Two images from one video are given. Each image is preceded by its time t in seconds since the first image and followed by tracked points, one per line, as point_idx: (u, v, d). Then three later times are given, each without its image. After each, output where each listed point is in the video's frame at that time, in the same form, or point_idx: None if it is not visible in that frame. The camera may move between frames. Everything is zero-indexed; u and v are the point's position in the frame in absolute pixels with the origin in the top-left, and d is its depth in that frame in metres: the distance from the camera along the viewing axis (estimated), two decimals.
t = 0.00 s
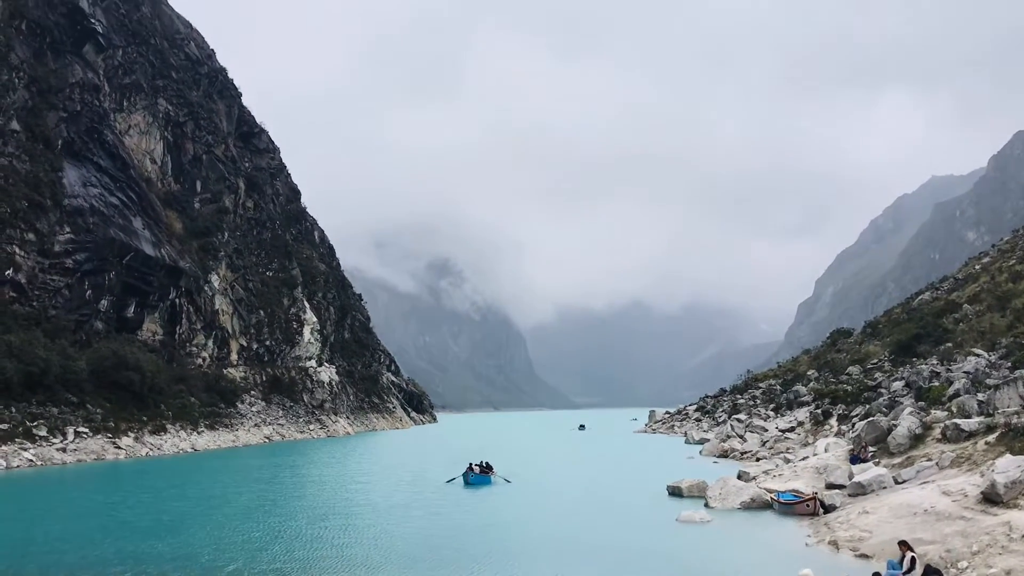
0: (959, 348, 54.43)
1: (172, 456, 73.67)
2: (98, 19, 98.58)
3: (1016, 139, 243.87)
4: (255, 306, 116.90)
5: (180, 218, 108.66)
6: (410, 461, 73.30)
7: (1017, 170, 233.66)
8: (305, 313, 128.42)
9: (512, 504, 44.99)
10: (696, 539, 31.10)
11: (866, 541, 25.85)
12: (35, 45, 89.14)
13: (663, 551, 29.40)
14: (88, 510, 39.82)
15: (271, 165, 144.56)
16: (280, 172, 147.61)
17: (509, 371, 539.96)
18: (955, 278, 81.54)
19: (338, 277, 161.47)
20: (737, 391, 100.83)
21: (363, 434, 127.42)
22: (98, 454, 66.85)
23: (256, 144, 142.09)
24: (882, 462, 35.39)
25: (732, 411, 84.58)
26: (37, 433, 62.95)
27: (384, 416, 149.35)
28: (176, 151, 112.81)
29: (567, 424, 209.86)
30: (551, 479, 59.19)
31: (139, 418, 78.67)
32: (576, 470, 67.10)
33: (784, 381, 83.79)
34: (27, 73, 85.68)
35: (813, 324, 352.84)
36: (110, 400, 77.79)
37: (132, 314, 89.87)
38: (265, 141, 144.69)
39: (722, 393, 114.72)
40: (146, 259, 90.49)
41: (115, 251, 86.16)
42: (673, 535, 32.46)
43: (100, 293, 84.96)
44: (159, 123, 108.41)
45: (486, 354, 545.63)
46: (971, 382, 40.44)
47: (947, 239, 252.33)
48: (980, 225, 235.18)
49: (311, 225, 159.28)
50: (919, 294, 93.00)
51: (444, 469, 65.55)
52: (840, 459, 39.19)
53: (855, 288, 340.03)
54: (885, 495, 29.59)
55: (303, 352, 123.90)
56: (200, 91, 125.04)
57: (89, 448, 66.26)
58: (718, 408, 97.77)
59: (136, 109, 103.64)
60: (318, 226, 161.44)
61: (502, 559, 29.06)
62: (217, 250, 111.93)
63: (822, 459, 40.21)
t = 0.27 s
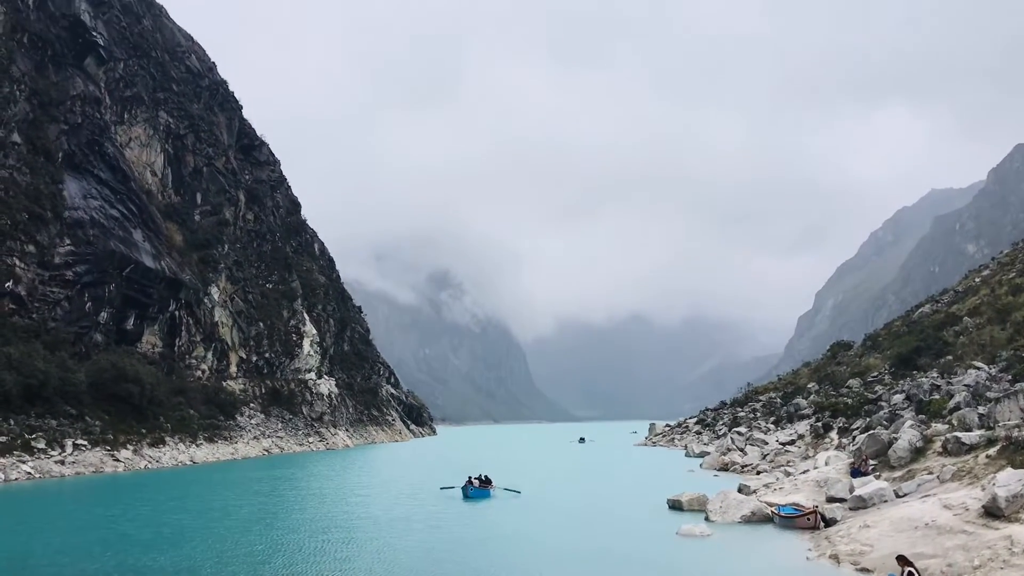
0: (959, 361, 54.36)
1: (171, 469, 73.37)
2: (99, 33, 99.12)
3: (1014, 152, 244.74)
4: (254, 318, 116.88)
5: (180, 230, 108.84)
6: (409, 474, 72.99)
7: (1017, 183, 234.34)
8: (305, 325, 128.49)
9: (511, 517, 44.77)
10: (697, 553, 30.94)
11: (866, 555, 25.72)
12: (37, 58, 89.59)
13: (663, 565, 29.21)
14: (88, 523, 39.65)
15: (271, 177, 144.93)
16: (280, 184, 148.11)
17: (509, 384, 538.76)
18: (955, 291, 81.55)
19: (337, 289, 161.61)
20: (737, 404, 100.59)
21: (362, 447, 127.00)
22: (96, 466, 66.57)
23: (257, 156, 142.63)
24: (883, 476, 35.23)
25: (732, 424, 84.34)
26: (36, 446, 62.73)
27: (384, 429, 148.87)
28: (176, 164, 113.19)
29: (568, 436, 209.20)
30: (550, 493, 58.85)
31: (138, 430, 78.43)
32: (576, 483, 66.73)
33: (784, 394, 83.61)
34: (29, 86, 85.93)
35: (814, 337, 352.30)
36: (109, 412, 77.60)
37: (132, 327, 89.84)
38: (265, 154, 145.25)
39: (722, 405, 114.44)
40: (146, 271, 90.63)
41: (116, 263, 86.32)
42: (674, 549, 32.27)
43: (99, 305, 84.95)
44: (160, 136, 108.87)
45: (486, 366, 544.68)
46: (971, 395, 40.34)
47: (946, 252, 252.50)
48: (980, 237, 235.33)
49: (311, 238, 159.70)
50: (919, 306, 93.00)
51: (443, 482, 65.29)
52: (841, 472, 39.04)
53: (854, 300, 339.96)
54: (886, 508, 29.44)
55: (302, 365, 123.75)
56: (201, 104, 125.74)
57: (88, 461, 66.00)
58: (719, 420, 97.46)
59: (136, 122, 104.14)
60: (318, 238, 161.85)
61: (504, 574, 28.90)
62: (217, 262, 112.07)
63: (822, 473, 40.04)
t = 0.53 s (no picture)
0: (957, 373, 54.35)
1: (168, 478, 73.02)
2: (99, 41, 99.35)
3: (1012, 164, 245.81)
4: (252, 327, 116.74)
5: (178, 239, 108.81)
6: (407, 484, 72.71)
7: (1015, 195, 235.15)
8: (303, 334, 128.42)
9: (509, 528, 44.59)
10: (695, 564, 30.80)
11: (864, 567, 25.61)
12: (37, 67, 89.75)
13: None
14: (86, 532, 39.49)
15: (270, 186, 145.05)
16: (279, 193, 148.29)
17: (507, 394, 537.72)
18: (952, 302, 81.68)
19: (335, 298, 161.53)
20: (735, 415, 100.45)
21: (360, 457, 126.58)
22: (93, 476, 66.25)
23: (255, 165, 142.88)
24: (882, 488, 35.13)
25: (730, 435, 84.17)
26: (32, 455, 62.49)
27: (381, 439, 148.38)
28: (175, 173, 113.31)
29: (566, 446, 208.55)
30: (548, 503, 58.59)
31: (135, 440, 78.14)
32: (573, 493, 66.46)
33: (782, 405, 83.52)
34: (28, 94, 86.08)
35: (812, 348, 352.20)
36: (105, 422, 77.35)
37: (129, 335, 89.68)
38: (264, 163, 145.50)
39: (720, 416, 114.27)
40: (144, 279, 90.57)
41: (114, 271, 86.28)
42: (673, 561, 32.14)
43: (97, 314, 84.83)
44: (159, 145, 109.04)
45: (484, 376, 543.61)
46: (970, 407, 40.33)
47: (944, 263, 252.97)
48: (978, 249, 235.81)
49: (310, 247, 159.86)
50: (917, 317, 93.12)
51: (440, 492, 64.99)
52: (839, 483, 38.95)
53: (853, 312, 340.22)
54: (885, 520, 29.36)
55: (300, 374, 123.49)
56: (200, 113, 126.08)
57: (84, 470, 65.71)
58: (717, 431, 97.27)
59: (136, 130, 104.36)
60: (316, 248, 162.01)
61: None
62: (215, 271, 112.03)
63: (820, 484, 39.94)
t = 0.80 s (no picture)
0: (955, 382, 54.32)
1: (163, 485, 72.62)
2: (98, 47, 99.55)
3: (1009, 174, 246.88)
4: (249, 333, 116.52)
5: (176, 245, 108.69)
6: (403, 492, 72.41)
7: (1012, 204, 235.95)
8: (300, 341, 128.24)
9: (505, 536, 44.36)
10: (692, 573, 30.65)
11: None
12: (35, 72, 89.74)
13: None
14: (83, 539, 39.28)
15: (268, 193, 144.99)
16: (277, 200, 148.31)
17: (504, 401, 536.70)
18: (950, 311, 81.80)
19: (332, 305, 161.35)
20: (733, 424, 100.31)
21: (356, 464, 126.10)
22: (88, 482, 65.88)
23: (253, 172, 142.92)
24: (879, 497, 35.05)
25: (728, 444, 83.99)
26: (28, 461, 62.18)
27: (378, 446, 147.86)
28: (173, 179, 113.26)
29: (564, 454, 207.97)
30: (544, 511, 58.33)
31: (131, 446, 77.79)
32: (570, 502, 66.17)
33: (780, 414, 83.40)
34: (26, 100, 86.11)
35: (809, 356, 352.20)
36: (101, 428, 77.03)
37: (126, 341, 89.42)
38: (262, 169, 145.55)
39: (718, 425, 114.10)
40: (142, 285, 90.37)
41: (111, 277, 86.09)
42: (670, 569, 32.01)
43: (94, 319, 84.60)
44: (157, 150, 109.08)
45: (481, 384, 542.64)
46: (967, 416, 40.31)
47: (942, 272, 253.47)
48: (975, 258, 236.35)
49: (308, 253, 159.81)
50: (915, 326, 93.23)
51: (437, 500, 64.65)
52: (836, 492, 38.85)
53: (850, 320, 340.62)
54: (882, 530, 29.27)
55: (297, 381, 123.15)
56: (198, 119, 126.23)
57: (80, 476, 65.39)
58: (714, 440, 97.08)
59: (134, 136, 104.42)
60: (314, 254, 162.02)
61: None
62: (213, 277, 111.88)
63: (817, 494, 39.84)
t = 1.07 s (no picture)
0: (952, 390, 54.35)
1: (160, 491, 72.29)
2: (97, 52, 99.63)
3: (1006, 183, 247.93)
4: (247, 338, 116.32)
5: (174, 250, 108.60)
6: (400, 498, 72.16)
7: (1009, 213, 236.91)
8: (297, 346, 128.14)
9: (502, 543, 44.15)
10: None
11: None
12: (34, 77, 89.68)
13: None
14: (79, 544, 39.02)
15: (266, 198, 144.91)
16: (275, 205, 148.33)
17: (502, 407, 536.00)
18: (947, 319, 81.99)
19: (330, 310, 161.20)
20: (730, 431, 100.25)
21: (353, 470, 125.76)
22: (84, 488, 65.54)
23: (251, 177, 142.94)
24: (876, 505, 35.01)
25: (725, 451, 83.91)
26: (24, 466, 61.88)
27: (375, 452, 147.50)
28: (171, 183, 113.17)
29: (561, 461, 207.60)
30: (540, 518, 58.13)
31: (127, 452, 77.49)
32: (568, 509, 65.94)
33: (777, 421, 83.38)
34: (25, 105, 86.13)
35: (807, 363, 352.42)
36: (97, 433, 76.73)
37: (123, 346, 89.19)
38: (260, 175, 145.57)
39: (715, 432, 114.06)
40: (139, 290, 90.18)
41: (109, 282, 85.91)
42: None
43: (92, 324, 84.39)
44: (155, 156, 109.09)
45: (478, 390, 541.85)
46: (964, 424, 40.33)
47: (939, 280, 254.16)
48: (973, 266, 237.04)
49: (305, 258, 159.79)
50: (912, 334, 93.41)
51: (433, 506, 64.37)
52: (833, 500, 38.81)
53: (847, 328, 341.10)
54: (879, 538, 29.21)
55: (294, 387, 122.89)
56: (197, 124, 126.33)
57: (76, 482, 65.09)
58: (712, 447, 96.98)
59: (132, 141, 104.46)
60: (311, 260, 162.02)
61: None
62: (211, 282, 111.75)
63: (815, 501, 39.77)
